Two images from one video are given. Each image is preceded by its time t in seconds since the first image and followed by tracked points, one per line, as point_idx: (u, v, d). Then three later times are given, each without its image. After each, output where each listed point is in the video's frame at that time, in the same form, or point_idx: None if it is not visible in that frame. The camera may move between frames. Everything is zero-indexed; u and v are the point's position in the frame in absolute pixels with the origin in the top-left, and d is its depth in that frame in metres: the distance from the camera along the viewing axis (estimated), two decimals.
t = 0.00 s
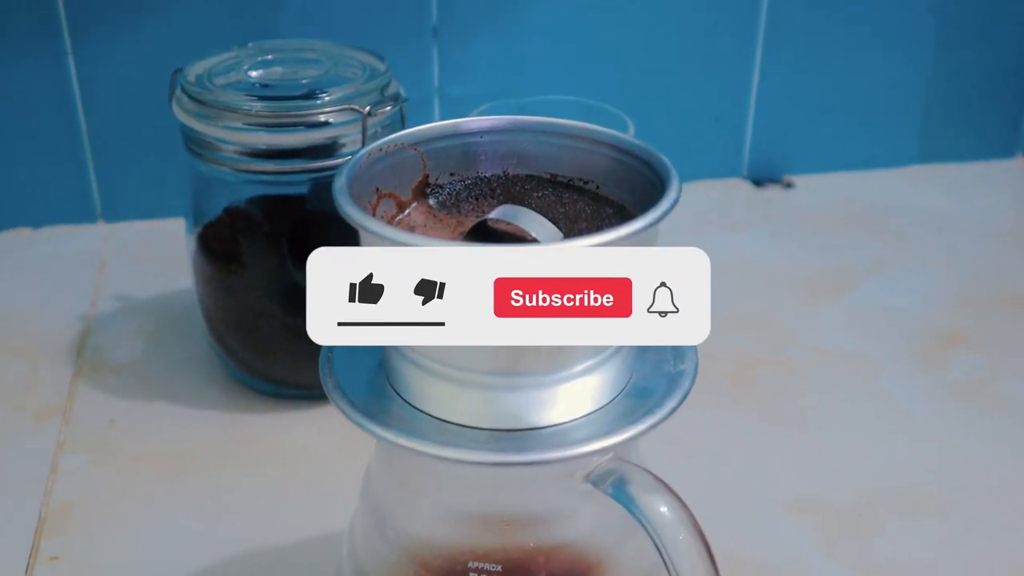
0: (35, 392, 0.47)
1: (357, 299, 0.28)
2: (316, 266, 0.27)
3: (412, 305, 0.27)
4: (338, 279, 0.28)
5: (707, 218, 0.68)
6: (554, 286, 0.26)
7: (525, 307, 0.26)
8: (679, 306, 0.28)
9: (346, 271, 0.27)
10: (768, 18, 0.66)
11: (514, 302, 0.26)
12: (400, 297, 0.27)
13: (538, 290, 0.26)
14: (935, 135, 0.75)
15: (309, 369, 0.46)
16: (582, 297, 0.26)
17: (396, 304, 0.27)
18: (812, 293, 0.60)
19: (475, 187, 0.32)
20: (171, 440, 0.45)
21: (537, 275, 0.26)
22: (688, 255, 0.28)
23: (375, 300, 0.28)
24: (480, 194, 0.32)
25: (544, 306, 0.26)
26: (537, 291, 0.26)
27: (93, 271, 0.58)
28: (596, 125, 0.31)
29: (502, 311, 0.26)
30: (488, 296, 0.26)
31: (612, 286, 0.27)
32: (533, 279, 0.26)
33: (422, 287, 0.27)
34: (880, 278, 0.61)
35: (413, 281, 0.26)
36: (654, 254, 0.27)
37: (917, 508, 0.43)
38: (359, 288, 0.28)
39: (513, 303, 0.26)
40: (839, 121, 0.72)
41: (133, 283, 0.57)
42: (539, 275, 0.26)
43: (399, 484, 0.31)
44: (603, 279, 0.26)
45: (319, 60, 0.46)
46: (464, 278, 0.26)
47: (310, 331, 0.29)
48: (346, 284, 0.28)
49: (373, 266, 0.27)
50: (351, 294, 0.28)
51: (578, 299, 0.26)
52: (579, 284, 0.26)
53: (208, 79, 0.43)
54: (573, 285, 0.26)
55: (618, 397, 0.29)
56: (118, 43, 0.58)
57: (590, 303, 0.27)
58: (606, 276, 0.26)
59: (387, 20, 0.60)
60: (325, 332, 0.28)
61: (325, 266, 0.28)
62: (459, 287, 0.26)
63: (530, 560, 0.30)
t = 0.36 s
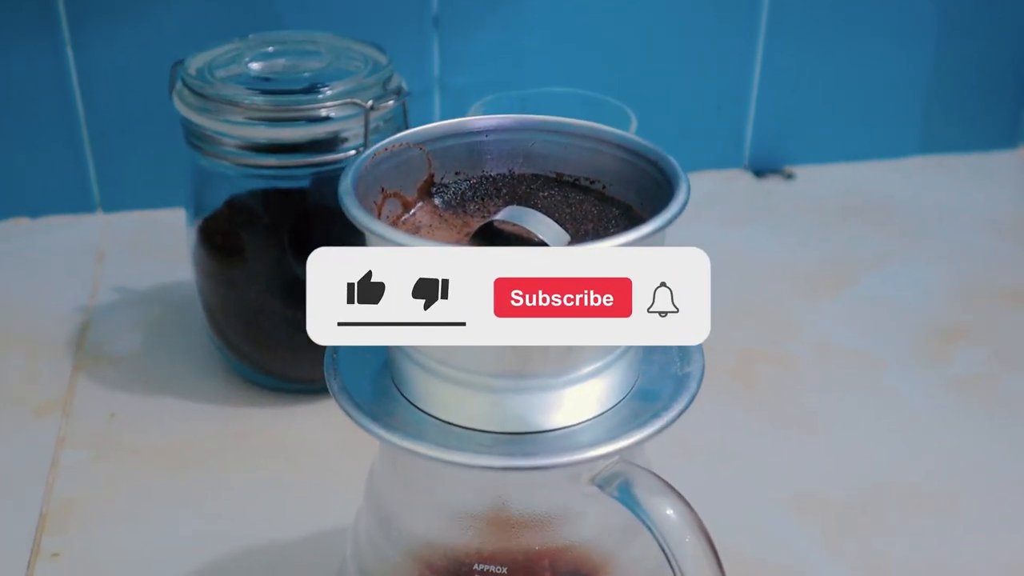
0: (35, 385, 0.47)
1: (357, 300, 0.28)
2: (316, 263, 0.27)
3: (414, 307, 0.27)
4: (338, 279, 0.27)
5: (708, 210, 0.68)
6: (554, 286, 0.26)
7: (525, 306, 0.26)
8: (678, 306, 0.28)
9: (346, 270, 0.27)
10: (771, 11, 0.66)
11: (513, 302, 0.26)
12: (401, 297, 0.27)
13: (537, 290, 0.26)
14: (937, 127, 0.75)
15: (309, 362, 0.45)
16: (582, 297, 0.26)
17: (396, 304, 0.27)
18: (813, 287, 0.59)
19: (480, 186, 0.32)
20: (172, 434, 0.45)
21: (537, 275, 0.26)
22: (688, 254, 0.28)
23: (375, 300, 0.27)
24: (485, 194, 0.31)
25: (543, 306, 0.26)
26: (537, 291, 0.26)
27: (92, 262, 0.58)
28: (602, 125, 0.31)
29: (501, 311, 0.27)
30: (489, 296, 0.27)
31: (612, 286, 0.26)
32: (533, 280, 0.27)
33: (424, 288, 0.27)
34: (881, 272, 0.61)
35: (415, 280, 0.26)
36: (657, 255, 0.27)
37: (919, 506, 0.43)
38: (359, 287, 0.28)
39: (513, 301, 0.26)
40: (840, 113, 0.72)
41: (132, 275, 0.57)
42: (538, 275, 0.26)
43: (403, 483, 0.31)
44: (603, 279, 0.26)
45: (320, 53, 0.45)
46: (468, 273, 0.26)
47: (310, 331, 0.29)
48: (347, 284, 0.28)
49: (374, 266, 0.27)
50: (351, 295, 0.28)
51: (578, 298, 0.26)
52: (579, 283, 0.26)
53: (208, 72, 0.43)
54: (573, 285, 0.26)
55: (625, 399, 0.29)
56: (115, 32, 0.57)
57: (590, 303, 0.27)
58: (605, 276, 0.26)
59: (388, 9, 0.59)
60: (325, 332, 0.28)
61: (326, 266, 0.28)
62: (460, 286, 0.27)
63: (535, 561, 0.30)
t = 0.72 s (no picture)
0: (35, 382, 0.47)
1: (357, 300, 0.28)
2: (317, 262, 0.28)
3: (413, 308, 0.27)
4: (339, 279, 0.28)
5: (712, 204, 0.68)
6: (554, 287, 0.27)
7: (525, 306, 0.26)
8: (678, 306, 0.28)
9: (346, 269, 0.27)
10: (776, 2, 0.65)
11: (513, 302, 0.26)
12: (401, 298, 0.27)
13: (537, 291, 0.26)
14: (943, 120, 0.74)
15: (311, 360, 0.45)
16: (582, 296, 0.26)
17: (396, 304, 0.27)
18: (817, 283, 0.59)
19: (482, 188, 0.31)
20: (173, 432, 0.44)
21: (537, 276, 0.27)
22: (688, 255, 0.27)
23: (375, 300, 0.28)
24: (487, 196, 0.31)
25: (544, 306, 0.26)
26: (537, 291, 0.26)
27: (92, 257, 0.58)
28: (606, 126, 0.30)
29: (502, 312, 0.27)
30: (489, 297, 0.27)
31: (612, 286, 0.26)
32: (533, 280, 0.27)
33: (423, 288, 0.27)
34: (886, 268, 0.61)
35: (414, 280, 0.26)
36: (660, 256, 0.26)
37: (923, 505, 0.43)
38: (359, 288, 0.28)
39: (513, 300, 0.26)
40: (846, 105, 0.71)
41: (133, 270, 0.56)
42: (539, 275, 0.27)
43: (403, 488, 0.31)
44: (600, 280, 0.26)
45: (322, 49, 0.45)
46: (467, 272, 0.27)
47: (310, 331, 0.29)
48: (348, 284, 0.28)
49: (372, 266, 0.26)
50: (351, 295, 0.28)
51: (578, 298, 0.26)
52: (579, 283, 0.26)
53: (209, 68, 0.42)
54: (571, 285, 0.26)
55: (629, 405, 0.29)
56: (115, 24, 0.57)
57: (590, 303, 0.26)
58: (604, 275, 0.26)
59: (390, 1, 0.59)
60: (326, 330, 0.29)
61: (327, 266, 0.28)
62: (460, 286, 0.27)
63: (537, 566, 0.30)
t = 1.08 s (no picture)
0: (30, 382, 0.47)
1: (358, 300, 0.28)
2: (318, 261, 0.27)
3: (413, 308, 0.26)
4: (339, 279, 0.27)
5: (712, 200, 0.67)
6: (553, 287, 0.26)
7: (526, 306, 0.26)
8: (678, 306, 0.28)
9: (348, 270, 0.27)
10: None
11: (513, 302, 0.26)
12: (401, 298, 0.26)
13: (537, 291, 0.26)
14: (943, 115, 0.74)
15: (308, 360, 0.45)
16: (582, 296, 0.26)
17: (395, 304, 0.26)
18: (818, 281, 0.59)
19: (479, 191, 0.31)
20: (169, 433, 0.44)
21: (538, 275, 0.26)
22: (688, 255, 0.27)
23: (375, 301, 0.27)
24: (485, 200, 0.31)
25: (544, 306, 0.26)
26: (537, 291, 0.26)
27: (87, 254, 0.57)
28: (605, 129, 0.30)
29: (501, 312, 0.26)
30: (490, 297, 0.27)
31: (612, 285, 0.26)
32: (533, 280, 0.26)
33: (423, 288, 0.27)
34: (886, 266, 0.60)
35: (414, 279, 0.26)
36: (658, 255, 0.26)
37: (925, 505, 0.43)
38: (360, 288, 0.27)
39: (513, 300, 0.26)
40: (846, 101, 0.71)
41: (128, 268, 0.56)
42: (539, 275, 0.27)
43: (400, 494, 0.31)
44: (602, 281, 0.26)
45: (318, 46, 0.44)
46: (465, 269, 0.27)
47: (310, 331, 0.29)
48: (348, 284, 0.28)
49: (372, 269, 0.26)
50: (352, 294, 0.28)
51: (579, 298, 0.26)
52: (579, 283, 0.26)
53: (203, 66, 0.42)
54: (571, 286, 0.27)
55: (628, 412, 0.28)
56: (108, 20, 0.56)
57: (590, 304, 0.26)
58: (604, 273, 0.26)
59: None
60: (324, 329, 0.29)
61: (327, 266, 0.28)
62: (460, 286, 0.27)
63: None
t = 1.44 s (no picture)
0: (22, 378, 0.46)
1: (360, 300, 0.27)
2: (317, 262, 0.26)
3: (413, 308, 0.26)
4: (339, 280, 0.26)
5: (711, 190, 0.67)
6: (554, 287, 0.26)
7: (526, 306, 0.25)
8: (678, 306, 0.27)
9: (346, 270, 0.26)
10: None
11: (513, 302, 0.25)
12: (401, 297, 0.26)
13: (537, 291, 0.25)
14: (944, 104, 0.73)
15: (302, 356, 0.44)
16: (582, 296, 0.26)
17: (395, 303, 0.26)
18: (818, 273, 0.58)
19: (475, 193, 0.31)
20: (162, 430, 0.44)
21: (540, 275, 0.25)
22: (688, 255, 0.26)
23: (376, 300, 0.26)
24: (481, 201, 0.30)
25: (544, 307, 0.25)
26: (537, 291, 0.25)
27: (80, 246, 0.57)
28: (603, 129, 0.29)
29: (501, 312, 0.25)
30: (490, 297, 0.26)
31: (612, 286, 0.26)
32: (534, 280, 0.26)
33: (423, 288, 0.26)
34: (886, 258, 0.60)
35: (414, 279, 0.26)
36: (667, 255, 0.25)
37: (926, 504, 0.42)
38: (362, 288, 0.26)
39: (513, 300, 0.25)
40: (847, 89, 0.70)
41: (121, 261, 0.56)
42: (540, 274, 0.26)
43: (394, 500, 0.30)
44: (603, 281, 0.26)
45: (311, 39, 0.44)
46: (464, 268, 0.26)
47: (310, 331, 0.28)
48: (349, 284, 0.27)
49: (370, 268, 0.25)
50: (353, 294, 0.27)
51: (579, 299, 0.25)
52: (580, 284, 0.26)
53: (196, 59, 0.41)
54: (573, 286, 0.26)
55: (626, 419, 0.28)
56: (100, 9, 0.55)
57: (591, 304, 0.26)
58: (604, 274, 0.26)
59: None
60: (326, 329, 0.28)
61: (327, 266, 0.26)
62: (460, 286, 0.26)
63: None
